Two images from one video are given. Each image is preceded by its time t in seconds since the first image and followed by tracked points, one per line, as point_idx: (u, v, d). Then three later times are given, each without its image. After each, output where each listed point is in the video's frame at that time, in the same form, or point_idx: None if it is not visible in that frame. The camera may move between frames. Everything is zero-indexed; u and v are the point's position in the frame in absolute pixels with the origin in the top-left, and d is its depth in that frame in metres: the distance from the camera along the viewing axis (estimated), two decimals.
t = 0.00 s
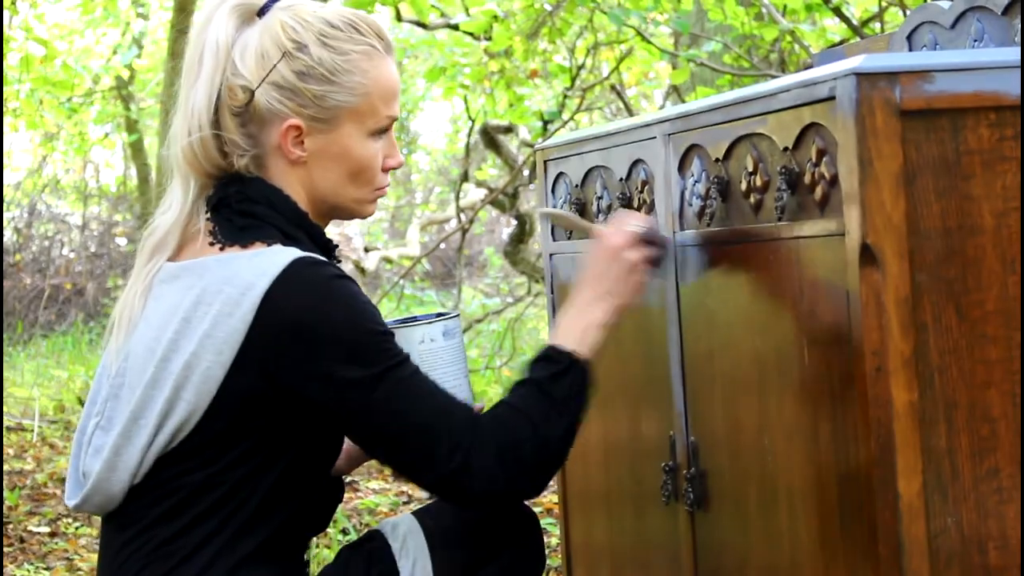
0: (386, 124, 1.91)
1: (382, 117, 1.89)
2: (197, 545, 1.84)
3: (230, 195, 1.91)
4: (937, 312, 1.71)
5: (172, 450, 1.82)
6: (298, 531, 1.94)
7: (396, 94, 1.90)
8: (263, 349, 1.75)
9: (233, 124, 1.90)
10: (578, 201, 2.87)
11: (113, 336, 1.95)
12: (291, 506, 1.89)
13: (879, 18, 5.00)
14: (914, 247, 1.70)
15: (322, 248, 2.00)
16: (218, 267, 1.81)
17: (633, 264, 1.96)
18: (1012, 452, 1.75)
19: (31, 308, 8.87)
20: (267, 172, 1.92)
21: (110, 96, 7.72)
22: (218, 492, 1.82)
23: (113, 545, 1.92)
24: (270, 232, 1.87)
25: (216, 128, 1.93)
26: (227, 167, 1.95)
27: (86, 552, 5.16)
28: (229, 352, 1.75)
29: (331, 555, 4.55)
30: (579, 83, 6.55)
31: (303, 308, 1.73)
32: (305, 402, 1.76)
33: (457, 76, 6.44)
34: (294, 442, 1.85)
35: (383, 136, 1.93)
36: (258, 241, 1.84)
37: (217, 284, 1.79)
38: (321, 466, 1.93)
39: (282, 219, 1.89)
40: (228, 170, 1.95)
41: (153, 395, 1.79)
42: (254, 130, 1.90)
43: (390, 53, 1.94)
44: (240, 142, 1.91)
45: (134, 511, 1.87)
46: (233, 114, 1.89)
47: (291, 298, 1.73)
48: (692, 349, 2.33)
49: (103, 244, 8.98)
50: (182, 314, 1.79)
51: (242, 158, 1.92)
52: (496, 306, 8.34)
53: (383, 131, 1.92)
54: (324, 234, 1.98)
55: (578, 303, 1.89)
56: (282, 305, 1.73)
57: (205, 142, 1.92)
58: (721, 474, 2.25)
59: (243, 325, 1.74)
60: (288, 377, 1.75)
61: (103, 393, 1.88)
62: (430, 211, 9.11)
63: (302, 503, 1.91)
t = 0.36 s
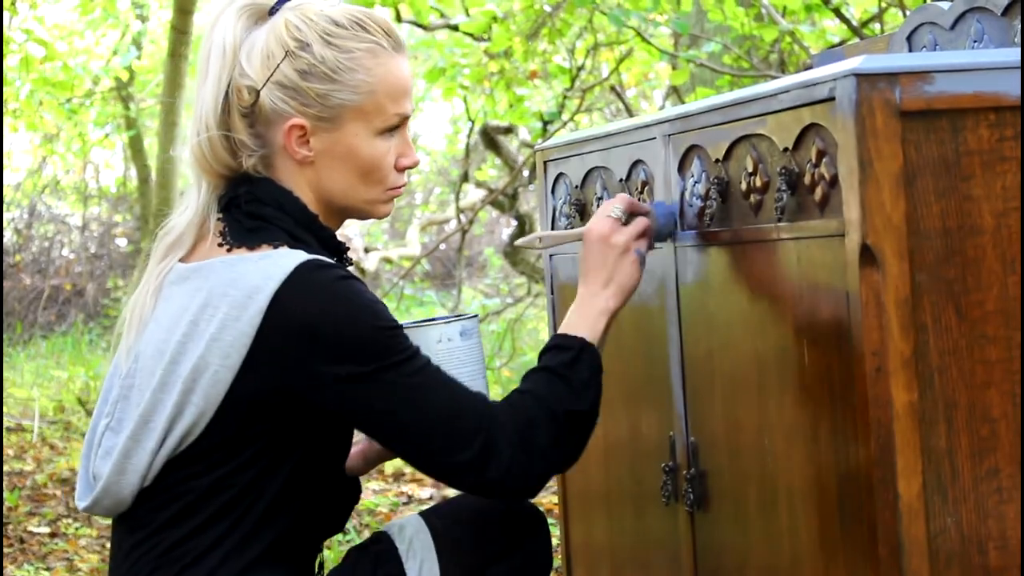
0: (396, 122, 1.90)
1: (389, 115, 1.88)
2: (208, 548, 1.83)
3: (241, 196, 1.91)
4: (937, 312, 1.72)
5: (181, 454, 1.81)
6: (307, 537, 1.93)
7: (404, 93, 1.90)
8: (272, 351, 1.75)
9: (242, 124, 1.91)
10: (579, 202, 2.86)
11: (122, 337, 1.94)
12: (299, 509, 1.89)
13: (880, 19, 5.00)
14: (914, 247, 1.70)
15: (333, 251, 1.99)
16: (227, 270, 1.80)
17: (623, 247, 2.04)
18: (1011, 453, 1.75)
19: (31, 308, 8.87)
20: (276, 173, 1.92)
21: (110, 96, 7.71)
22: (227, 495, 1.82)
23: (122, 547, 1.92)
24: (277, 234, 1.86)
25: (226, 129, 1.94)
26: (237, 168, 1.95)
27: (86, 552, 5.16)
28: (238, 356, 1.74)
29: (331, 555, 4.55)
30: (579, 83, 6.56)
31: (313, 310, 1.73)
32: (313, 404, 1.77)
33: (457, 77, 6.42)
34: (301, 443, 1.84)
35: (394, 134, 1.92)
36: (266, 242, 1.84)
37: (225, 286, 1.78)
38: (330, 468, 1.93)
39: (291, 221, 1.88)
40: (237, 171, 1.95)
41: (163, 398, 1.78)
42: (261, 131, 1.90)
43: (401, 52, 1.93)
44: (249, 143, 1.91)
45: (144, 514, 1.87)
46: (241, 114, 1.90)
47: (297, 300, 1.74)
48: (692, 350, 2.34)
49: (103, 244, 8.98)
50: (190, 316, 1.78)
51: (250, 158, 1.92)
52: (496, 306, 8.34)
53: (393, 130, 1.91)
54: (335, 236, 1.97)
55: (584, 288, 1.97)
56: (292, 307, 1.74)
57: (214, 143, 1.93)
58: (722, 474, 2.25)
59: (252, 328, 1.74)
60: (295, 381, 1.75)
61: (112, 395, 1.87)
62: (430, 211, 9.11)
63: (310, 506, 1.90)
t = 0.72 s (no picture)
0: (398, 120, 1.90)
1: (393, 113, 1.89)
2: (216, 549, 1.82)
3: (241, 196, 1.90)
4: (937, 312, 1.72)
5: (189, 456, 1.80)
6: (306, 537, 1.92)
7: (408, 90, 1.90)
8: (275, 347, 1.72)
9: (244, 123, 1.89)
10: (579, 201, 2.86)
11: (122, 339, 1.93)
12: (305, 506, 1.88)
13: (879, 19, 5.00)
14: (914, 247, 1.70)
15: (332, 249, 1.98)
16: (229, 267, 1.79)
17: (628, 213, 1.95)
18: (1011, 453, 1.75)
19: (31, 308, 8.89)
20: (278, 172, 1.92)
21: (110, 96, 7.71)
22: (239, 494, 1.81)
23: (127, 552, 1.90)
24: (278, 234, 1.85)
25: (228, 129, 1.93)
26: (238, 167, 1.94)
27: (86, 552, 5.16)
28: (244, 354, 1.72)
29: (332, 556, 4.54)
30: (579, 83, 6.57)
31: (320, 300, 1.71)
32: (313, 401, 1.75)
33: (457, 77, 6.41)
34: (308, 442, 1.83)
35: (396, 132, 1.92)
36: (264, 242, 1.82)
37: (226, 285, 1.76)
38: (333, 465, 1.92)
39: (292, 220, 1.88)
40: (238, 170, 1.94)
41: (169, 400, 1.76)
42: (265, 130, 1.89)
43: (402, 48, 1.94)
44: (252, 142, 1.91)
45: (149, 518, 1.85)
46: (244, 114, 1.89)
47: (300, 296, 1.71)
48: (692, 350, 2.34)
49: (103, 244, 8.94)
50: (192, 317, 1.77)
51: (254, 158, 1.92)
52: (496, 306, 8.34)
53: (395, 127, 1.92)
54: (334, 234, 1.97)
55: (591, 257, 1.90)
56: (297, 300, 1.72)
57: (217, 144, 1.92)
58: (721, 474, 2.25)
59: (256, 326, 1.72)
60: (303, 383, 1.74)
61: (114, 398, 1.85)
62: (430, 211, 9.11)
63: (310, 505, 1.89)
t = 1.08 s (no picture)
0: (377, 112, 1.91)
1: (373, 104, 1.89)
2: (214, 547, 1.80)
3: (220, 193, 1.90)
4: (937, 312, 1.71)
5: (182, 455, 1.79)
6: (308, 531, 1.91)
7: (387, 82, 1.91)
8: (258, 340, 1.72)
9: (224, 119, 1.89)
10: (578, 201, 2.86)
11: (110, 343, 1.93)
12: (299, 503, 1.87)
13: (879, 19, 4.99)
14: (914, 247, 1.70)
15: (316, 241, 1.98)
16: (209, 259, 1.78)
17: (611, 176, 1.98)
18: (1012, 453, 1.75)
19: (30, 308, 8.89)
20: (261, 167, 1.91)
21: (110, 95, 7.70)
22: (232, 488, 1.80)
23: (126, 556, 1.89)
24: (259, 227, 1.84)
25: (206, 125, 1.92)
26: (219, 163, 1.93)
27: (86, 552, 5.16)
28: (230, 345, 1.71)
29: (331, 555, 4.53)
30: (579, 83, 6.57)
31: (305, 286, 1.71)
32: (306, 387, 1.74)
33: (456, 77, 6.42)
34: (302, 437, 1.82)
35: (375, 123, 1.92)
36: (247, 233, 1.83)
37: (208, 276, 1.75)
38: (329, 461, 1.91)
39: (273, 213, 1.87)
40: (221, 166, 1.93)
41: (158, 396, 1.75)
42: (246, 125, 1.89)
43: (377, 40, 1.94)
44: (232, 138, 1.90)
45: (145, 521, 1.84)
46: (224, 109, 1.88)
47: (286, 279, 1.71)
48: (692, 350, 2.34)
49: (103, 244, 8.87)
50: (175, 312, 1.76)
51: (234, 154, 1.91)
52: (496, 306, 8.34)
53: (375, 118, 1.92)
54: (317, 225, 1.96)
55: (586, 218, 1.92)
56: (280, 284, 1.71)
57: (196, 140, 1.92)
58: (722, 474, 2.25)
59: (241, 315, 1.71)
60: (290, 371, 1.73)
61: (105, 401, 1.85)
62: (430, 211, 9.11)
63: (308, 501, 1.89)
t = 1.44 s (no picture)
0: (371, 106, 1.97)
1: (371, 98, 1.95)
2: (213, 543, 1.79)
3: (216, 191, 1.88)
4: (937, 312, 1.72)
5: (178, 451, 1.79)
6: (305, 527, 1.90)
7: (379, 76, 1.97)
8: (247, 325, 1.73)
9: (242, 116, 1.85)
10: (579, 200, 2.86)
11: (109, 346, 1.92)
12: (294, 500, 1.86)
13: (879, 19, 5.00)
14: (914, 247, 1.70)
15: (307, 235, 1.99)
16: (199, 252, 1.77)
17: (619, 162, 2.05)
18: (1012, 453, 1.75)
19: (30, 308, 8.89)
20: (269, 164, 1.90)
21: (110, 95, 7.69)
22: (227, 479, 1.79)
23: (125, 558, 1.88)
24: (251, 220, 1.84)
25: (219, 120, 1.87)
26: (230, 161, 1.90)
27: (85, 552, 5.16)
28: (223, 333, 1.72)
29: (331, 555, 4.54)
30: (579, 83, 6.57)
31: (293, 269, 1.71)
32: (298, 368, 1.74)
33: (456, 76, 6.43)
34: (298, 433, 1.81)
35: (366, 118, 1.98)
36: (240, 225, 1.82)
37: (198, 268, 1.75)
38: (323, 459, 1.90)
39: (271, 209, 1.87)
40: (225, 164, 1.90)
41: (155, 390, 1.74)
42: (265, 121, 1.86)
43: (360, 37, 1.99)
44: (249, 135, 1.86)
45: (144, 521, 1.84)
46: (242, 106, 1.84)
47: (277, 260, 1.72)
48: (692, 350, 2.33)
49: (103, 244, 8.85)
50: (169, 306, 1.75)
51: (249, 151, 1.88)
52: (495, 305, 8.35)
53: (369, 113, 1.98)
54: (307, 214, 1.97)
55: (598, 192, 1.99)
56: (269, 268, 1.72)
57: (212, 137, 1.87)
58: (722, 474, 2.25)
59: (233, 302, 1.72)
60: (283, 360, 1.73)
61: (102, 402, 1.84)
62: (429, 211, 9.11)
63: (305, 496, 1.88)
